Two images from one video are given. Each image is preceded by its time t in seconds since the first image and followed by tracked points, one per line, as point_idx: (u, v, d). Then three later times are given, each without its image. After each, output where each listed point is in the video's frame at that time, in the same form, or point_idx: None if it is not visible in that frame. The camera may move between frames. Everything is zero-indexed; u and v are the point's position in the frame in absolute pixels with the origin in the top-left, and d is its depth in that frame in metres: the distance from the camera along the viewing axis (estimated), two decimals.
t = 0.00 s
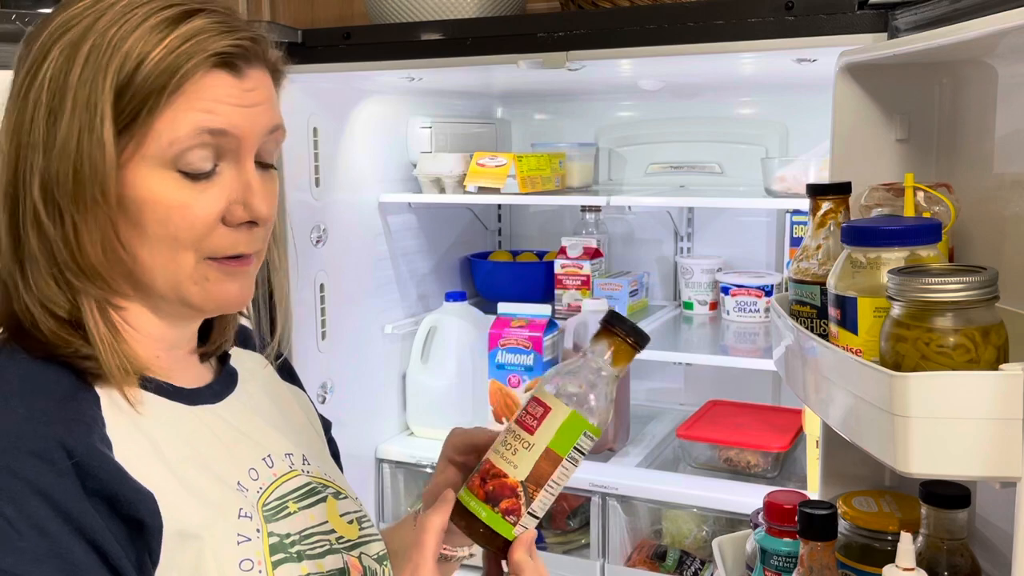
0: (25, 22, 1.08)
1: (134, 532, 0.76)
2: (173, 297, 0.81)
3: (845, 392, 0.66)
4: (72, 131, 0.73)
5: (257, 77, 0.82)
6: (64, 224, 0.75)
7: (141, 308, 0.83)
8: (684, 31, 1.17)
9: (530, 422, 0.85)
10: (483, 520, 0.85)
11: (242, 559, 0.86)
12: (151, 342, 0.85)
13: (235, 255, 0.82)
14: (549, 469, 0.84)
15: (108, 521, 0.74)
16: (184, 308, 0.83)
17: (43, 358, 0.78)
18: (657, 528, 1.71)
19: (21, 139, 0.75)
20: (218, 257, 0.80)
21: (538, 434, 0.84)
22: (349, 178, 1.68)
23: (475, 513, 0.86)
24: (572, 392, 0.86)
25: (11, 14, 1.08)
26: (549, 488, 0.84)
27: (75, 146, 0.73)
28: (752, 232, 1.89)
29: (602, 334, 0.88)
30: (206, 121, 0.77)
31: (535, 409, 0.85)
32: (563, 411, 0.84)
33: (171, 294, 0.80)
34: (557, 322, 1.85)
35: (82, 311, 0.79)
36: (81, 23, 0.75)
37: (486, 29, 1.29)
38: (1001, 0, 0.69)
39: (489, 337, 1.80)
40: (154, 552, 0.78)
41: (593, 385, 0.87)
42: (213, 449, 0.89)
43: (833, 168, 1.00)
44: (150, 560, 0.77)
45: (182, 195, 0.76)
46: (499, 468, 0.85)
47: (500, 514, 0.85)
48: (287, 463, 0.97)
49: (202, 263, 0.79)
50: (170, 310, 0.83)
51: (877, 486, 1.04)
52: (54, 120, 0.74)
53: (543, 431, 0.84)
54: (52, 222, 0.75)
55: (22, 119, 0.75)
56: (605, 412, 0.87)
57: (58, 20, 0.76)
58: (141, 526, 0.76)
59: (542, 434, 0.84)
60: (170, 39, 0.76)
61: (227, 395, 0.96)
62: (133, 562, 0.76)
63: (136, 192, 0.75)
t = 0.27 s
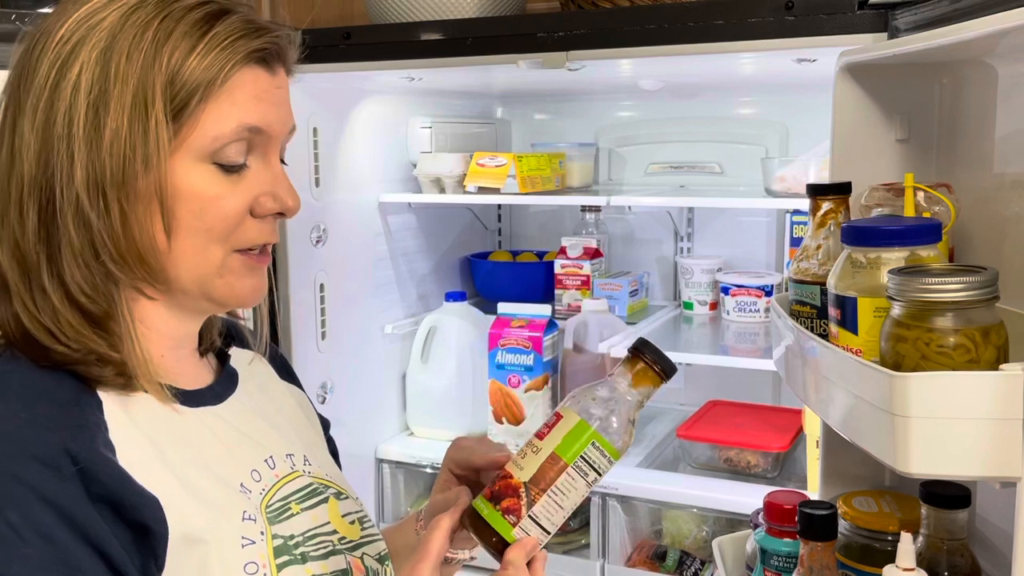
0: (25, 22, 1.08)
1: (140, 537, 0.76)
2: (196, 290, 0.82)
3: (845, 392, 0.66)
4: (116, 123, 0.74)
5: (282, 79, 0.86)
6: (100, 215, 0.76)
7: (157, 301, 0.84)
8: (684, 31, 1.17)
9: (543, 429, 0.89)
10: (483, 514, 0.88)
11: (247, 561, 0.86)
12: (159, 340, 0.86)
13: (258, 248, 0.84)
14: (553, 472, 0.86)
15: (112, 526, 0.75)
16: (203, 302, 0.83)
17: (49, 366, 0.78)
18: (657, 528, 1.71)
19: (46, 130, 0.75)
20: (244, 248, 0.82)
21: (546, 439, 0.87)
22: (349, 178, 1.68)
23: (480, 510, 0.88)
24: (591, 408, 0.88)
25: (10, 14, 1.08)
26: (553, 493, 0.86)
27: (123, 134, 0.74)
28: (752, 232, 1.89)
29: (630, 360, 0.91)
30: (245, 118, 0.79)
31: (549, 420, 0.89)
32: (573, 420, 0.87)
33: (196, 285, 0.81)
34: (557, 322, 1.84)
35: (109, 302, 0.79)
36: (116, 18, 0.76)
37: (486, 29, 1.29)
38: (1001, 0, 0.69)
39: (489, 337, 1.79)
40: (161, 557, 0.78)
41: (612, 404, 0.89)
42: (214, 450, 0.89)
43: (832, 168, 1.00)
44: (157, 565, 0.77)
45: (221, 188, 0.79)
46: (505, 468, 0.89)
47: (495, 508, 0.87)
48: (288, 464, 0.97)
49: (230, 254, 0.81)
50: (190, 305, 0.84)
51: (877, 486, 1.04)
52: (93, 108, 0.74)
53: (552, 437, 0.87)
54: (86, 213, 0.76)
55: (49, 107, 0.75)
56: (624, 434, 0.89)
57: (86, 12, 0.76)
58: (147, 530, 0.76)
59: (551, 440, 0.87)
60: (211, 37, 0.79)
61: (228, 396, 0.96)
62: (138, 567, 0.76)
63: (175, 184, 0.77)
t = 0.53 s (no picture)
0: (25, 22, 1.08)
1: (145, 538, 0.76)
2: (202, 285, 0.82)
3: (845, 392, 0.66)
4: (123, 118, 0.75)
5: (281, 74, 0.87)
6: (108, 211, 0.76)
7: (162, 298, 0.84)
8: (684, 31, 1.17)
9: (559, 436, 0.87)
10: (496, 520, 0.87)
11: (250, 562, 0.86)
12: (162, 337, 0.86)
13: (262, 242, 0.85)
14: (569, 482, 0.85)
15: (118, 527, 0.75)
16: (208, 297, 0.84)
17: (53, 369, 0.77)
18: (657, 528, 1.71)
19: (51, 127, 0.75)
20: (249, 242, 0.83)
21: (563, 448, 0.86)
22: (349, 178, 1.68)
23: (494, 514, 0.88)
24: (606, 417, 0.88)
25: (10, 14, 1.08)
26: (568, 502, 0.85)
27: (130, 129, 0.75)
28: (752, 232, 1.89)
29: (649, 370, 0.91)
30: (249, 112, 0.80)
31: (565, 426, 0.88)
32: (592, 430, 0.86)
33: (203, 281, 0.81)
34: (557, 322, 1.84)
35: (116, 299, 0.79)
36: (118, 14, 0.76)
37: (486, 29, 1.29)
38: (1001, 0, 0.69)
39: (489, 337, 1.79)
40: (166, 558, 0.78)
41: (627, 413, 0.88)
42: (216, 450, 0.89)
43: (833, 168, 1.00)
44: (163, 567, 0.77)
45: (227, 181, 0.79)
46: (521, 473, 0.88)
47: (512, 517, 0.86)
48: (289, 464, 0.97)
49: (236, 248, 0.82)
50: (195, 301, 0.84)
51: (877, 486, 1.04)
52: (99, 104, 0.75)
53: (569, 445, 0.86)
54: (94, 209, 0.76)
55: (53, 104, 0.75)
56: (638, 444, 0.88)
57: (87, 8, 0.76)
58: (153, 532, 0.76)
59: (568, 448, 0.86)
60: (213, 31, 0.80)
61: (228, 396, 0.96)
62: (143, 568, 0.76)
63: (182, 179, 0.77)
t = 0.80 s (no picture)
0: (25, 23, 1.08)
1: (149, 537, 0.76)
2: (200, 286, 0.82)
3: (845, 392, 0.66)
4: (113, 118, 0.74)
5: (275, 70, 0.86)
6: (101, 212, 0.76)
7: (159, 299, 0.84)
8: (684, 31, 1.17)
9: (565, 437, 0.87)
10: (511, 529, 0.87)
11: (253, 562, 0.86)
12: (164, 337, 0.86)
13: (259, 240, 0.84)
14: (576, 485, 0.87)
15: (122, 526, 0.74)
16: (207, 298, 0.83)
17: (55, 368, 0.77)
18: (657, 528, 1.71)
19: (45, 131, 0.75)
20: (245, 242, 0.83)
21: (574, 452, 0.87)
22: (349, 178, 1.68)
23: (506, 523, 0.87)
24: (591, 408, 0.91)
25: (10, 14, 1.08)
26: (575, 501, 0.87)
27: (118, 130, 0.74)
28: (752, 232, 1.89)
29: (632, 353, 0.93)
30: (239, 109, 0.79)
31: (570, 426, 0.87)
32: (599, 431, 0.87)
33: (200, 282, 0.81)
34: (557, 322, 1.85)
35: (112, 300, 0.79)
36: (108, 15, 0.76)
37: (486, 29, 1.29)
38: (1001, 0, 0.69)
39: (489, 337, 1.79)
40: (169, 557, 0.78)
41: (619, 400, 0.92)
42: (217, 450, 0.89)
43: (833, 168, 1.00)
44: (166, 566, 0.77)
45: (220, 180, 0.79)
46: (533, 481, 0.87)
47: (530, 527, 0.87)
48: (291, 465, 0.97)
49: (233, 248, 0.81)
50: (193, 301, 0.84)
51: (877, 486, 1.04)
52: (91, 106, 0.75)
53: (579, 448, 0.87)
54: (87, 210, 0.76)
55: (45, 108, 0.75)
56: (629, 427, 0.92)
57: (77, 11, 0.76)
58: (156, 531, 0.76)
59: (577, 451, 0.86)
60: (201, 28, 0.79)
61: (229, 397, 0.96)
62: (146, 568, 0.76)
63: (174, 179, 0.77)
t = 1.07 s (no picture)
0: (25, 23, 1.08)
1: (149, 535, 0.76)
2: (181, 288, 0.81)
3: (845, 393, 0.66)
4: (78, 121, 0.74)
5: (253, 61, 0.84)
6: (76, 215, 0.76)
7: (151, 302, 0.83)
8: (684, 31, 1.17)
9: (495, 425, 0.79)
10: (512, 531, 0.81)
11: (253, 560, 0.86)
12: (160, 336, 0.86)
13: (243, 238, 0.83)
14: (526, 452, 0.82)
15: (123, 523, 0.74)
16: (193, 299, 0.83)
17: (56, 361, 0.78)
18: (657, 528, 1.71)
19: (27, 140, 0.77)
20: (225, 243, 0.82)
21: (512, 432, 0.79)
22: (349, 178, 1.68)
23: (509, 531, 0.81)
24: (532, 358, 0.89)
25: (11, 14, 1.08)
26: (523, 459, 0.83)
27: (81, 135, 0.74)
28: (752, 232, 1.89)
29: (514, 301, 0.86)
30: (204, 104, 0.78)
31: (494, 414, 0.78)
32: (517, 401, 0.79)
33: (181, 283, 0.81)
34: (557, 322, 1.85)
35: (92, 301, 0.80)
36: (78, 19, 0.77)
37: (486, 30, 1.29)
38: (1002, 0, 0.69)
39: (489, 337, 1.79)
40: (169, 555, 0.78)
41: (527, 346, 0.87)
42: (218, 449, 0.89)
43: (832, 168, 1.00)
44: (165, 564, 0.77)
45: (189, 178, 0.78)
46: (504, 484, 0.79)
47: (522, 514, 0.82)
48: (293, 465, 0.97)
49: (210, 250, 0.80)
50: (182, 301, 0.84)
51: (877, 486, 1.04)
52: (60, 111, 0.75)
53: (511, 427, 0.79)
54: (63, 214, 0.76)
55: (26, 116, 0.77)
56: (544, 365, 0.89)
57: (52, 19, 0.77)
58: (156, 528, 0.76)
59: (512, 431, 0.79)
60: (166, 25, 0.78)
61: (233, 397, 0.96)
62: (147, 565, 0.76)
63: (145, 180, 0.77)
